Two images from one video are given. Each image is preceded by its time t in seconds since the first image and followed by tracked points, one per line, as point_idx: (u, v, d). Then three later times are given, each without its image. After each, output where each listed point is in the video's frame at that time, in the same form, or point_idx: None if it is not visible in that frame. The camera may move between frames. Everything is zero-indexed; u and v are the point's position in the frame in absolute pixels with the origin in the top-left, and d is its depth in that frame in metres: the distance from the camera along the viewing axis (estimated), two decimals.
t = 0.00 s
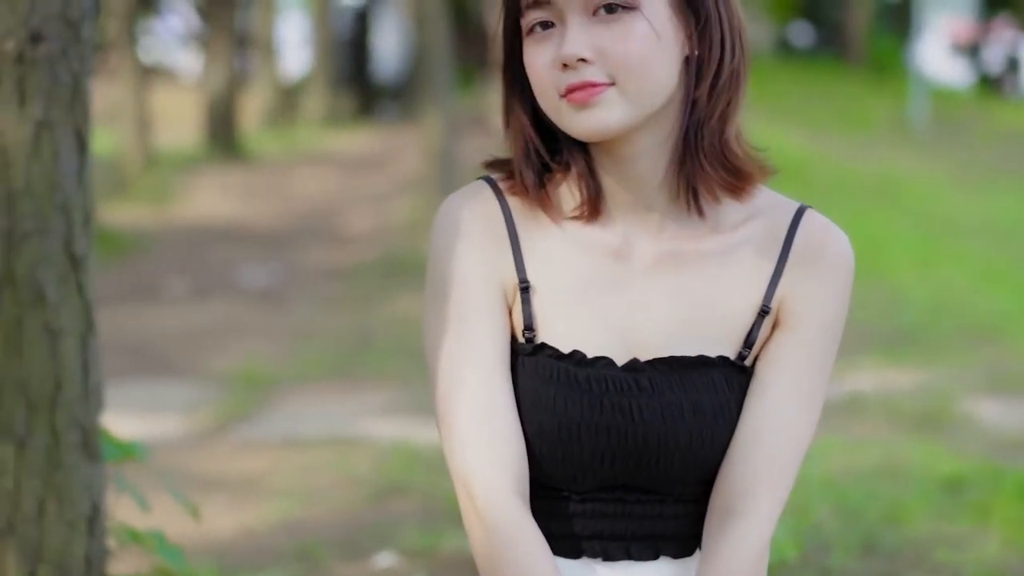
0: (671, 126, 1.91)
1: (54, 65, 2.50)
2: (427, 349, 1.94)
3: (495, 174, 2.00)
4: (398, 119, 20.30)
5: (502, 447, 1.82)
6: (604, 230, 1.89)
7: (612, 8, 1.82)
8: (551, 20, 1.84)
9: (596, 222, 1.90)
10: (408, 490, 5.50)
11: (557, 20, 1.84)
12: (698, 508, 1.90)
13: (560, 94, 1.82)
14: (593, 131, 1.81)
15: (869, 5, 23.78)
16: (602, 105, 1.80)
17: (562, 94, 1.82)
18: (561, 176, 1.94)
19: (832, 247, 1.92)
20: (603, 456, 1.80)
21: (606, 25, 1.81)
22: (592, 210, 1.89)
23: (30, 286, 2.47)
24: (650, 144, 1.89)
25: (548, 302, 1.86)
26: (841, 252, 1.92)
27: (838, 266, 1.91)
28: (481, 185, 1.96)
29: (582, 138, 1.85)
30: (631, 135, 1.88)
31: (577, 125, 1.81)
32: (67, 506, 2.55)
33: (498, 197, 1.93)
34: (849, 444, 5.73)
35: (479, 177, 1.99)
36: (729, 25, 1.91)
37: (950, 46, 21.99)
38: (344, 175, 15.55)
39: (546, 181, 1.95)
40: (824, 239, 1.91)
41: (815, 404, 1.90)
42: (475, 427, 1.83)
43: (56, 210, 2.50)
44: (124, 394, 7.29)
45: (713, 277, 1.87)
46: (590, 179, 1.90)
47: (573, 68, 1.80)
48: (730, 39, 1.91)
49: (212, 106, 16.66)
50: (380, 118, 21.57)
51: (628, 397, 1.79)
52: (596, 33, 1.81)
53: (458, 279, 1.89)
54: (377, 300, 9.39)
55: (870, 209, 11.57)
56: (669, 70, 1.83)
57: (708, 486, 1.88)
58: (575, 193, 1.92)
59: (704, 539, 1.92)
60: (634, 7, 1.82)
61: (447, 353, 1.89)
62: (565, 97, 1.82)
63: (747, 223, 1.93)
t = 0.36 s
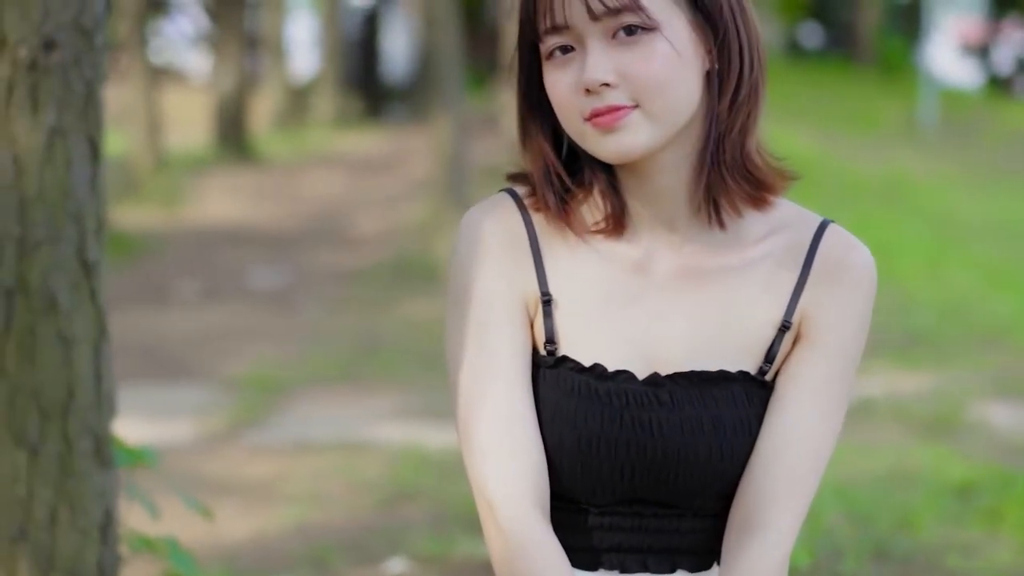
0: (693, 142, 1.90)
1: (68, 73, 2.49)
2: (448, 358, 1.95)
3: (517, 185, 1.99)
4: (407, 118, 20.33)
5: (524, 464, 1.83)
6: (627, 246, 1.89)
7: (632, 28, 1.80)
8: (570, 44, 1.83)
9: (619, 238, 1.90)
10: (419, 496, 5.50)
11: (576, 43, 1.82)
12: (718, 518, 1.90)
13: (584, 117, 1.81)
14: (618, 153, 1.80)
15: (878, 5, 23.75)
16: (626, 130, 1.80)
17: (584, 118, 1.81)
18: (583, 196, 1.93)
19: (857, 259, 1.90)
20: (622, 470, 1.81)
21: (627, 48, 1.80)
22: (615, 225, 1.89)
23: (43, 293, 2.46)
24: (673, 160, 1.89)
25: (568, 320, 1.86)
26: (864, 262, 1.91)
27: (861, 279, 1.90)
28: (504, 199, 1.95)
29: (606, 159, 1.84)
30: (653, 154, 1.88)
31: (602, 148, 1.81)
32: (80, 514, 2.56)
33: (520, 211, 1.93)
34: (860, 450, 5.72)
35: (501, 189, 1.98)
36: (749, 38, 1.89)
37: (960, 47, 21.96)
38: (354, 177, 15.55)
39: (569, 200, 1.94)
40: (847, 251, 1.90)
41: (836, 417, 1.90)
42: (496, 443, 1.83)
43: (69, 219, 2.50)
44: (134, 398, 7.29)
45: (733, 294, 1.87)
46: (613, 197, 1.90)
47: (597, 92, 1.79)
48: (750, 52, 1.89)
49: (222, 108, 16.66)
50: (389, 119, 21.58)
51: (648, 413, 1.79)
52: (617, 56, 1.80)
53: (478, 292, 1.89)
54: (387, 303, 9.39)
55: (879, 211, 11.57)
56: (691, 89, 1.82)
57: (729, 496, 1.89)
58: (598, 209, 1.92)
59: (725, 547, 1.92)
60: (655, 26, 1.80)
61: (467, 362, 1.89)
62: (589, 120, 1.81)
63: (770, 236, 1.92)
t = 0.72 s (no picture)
0: (711, 150, 1.89)
1: (74, 76, 2.49)
2: (461, 364, 1.94)
3: (533, 190, 1.98)
4: (409, 118, 20.30)
5: (541, 472, 1.82)
6: (645, 254, 1.89)
7: (654, 37, 1.79)
8: (590, 54, 1.81)
9: (637, 246, 1.89)
10: (424, 499, 5.50)
11: (596, 53, 1.81)
12: (732, 524, 1.90)
13: (606, 128, 1.80)
14: (640, 163, 1.79)
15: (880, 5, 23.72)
16: (648, 139, 1.78)
17: (606, 128, 1.80)
18: (603, 202, 1.92)
19: (875, 266, 1.90)
20: (638, 478, 1.81)
21: (649, 58, 1.78)
22: (633, 233, 1.88)
23: (50, 297, 2.46)
24: (691, 168, 1.88)
25: (586, 329, 1.85)
26: (883, 268, 1.90)
27: (879, 287, 1.89)
28: (520, 205, 1.94)
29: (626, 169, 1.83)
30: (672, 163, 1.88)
31: (624, 158, 1.80)
32: (87, 517, 2.55)
33: (537, 218, 1.92)
34: (865, 452, 5.71)
35: (517, 196, 1.97)
36: (767, 47, 1.88)
37: (962, 47, 21.94)
38: (357, 178, 15.53)
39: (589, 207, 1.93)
40: (866, 258, 1.90)
41: (852, 423, 1.90)
42: (513, 452, 1.83)
43: (77, 222, 2.49)
44: (138, 400, 7.28)
45: (750, 303, 1.86)
46: (631, 204, 1.90)
47: (619, 102, 1.78)
48: (768, 61, 1.89)
49: (225, 109, 16.63)
50: (391, 120, 21.56)
51: (665, 419, 1.79)
52: (638, 65, 1.78)
53: (493, 298, 1.89)
54: (390, 304, 9.38)
55: (883, 211, 11.57)
56: (711, 97, 1.82)
57: (743, 502, 1.89)
58: (616, 216, 1.91)
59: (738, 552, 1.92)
60: (677, 36, 1.79)
61: (481, 365, 1.89)
62: (611, 130, 1.80)
63: (787, 244, 1.91)
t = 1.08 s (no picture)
0: (731, 152, 1.89)
1: (84, 77, 2.49)
2: (477, 365, 1.94)
3: (550, 193, 1.98)
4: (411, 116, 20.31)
5: (556, 475, 1.82)
6: (662, 256, 1.89)
7: (676, 38, 1.79)
8: (609, 54, 1.81)
9: (654, 249, 1.89)
10: (431, 500, 5.50)
11: (617, 54, 1.81)
12: (748, 526, 1.90)
13: (626, 129, 1.79)
14: (660, 163, 1.79)
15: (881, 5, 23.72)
16: (668, 140, 1.78)
17: (626, 129, 1.80)
18: (621, 204, 1.92)
19: (893, 270, 1.89)
20: (654, 481, 1.81)
21: (669, 58, 1.78)
22: (649, 236, 1.88)
23: (59, 297, 2.46)
24: (710, 169, 1.88)
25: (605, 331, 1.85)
26: (901, 270, 1.90)
27: (898, 291, 1.89)
28: (537, 207, 1.94)
29: (646, 171, 1.83)
30: (693, 166, 1.87)
31: (644, 159, 1.79)
32: (96, 518, 2.55)
33: (553, 220, 1.92)
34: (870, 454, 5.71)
35: (533, 198, 1.97)
36: (788, 47, 1.88)
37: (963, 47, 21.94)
38: (360, 179, 15.52)
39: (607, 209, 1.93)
40: (885, 259, 1.89)
41: (870, 426, 1.89)
42: (530, 453, 1.83)
43: (86, 223, 2.49)
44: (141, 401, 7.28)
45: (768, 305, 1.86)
46: (648, 207, 1.90)
47: (640, 103, 1.77)
48: (788, 62, 1.88)
49: (227, 110, 16.63)
50: (393, 121, 21.57)
51: (680, 422, 1.80)
52: (659, 67, 1.78)
53: (510, 298, 1.89)
54: (394, 305, 9.37)
55: (885, 211, 11.58)
56: (732, 100, 1.82)
57: (759, 506, 1.88)
58: (634, 218, 1.91)
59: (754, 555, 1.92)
60: (698, 37, 1.79)
61: (498, 366, 1.89)
62: (631, 132, 1.79)
63: (804, 247, 1.91)
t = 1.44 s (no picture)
0: (756, 156, 1.89)
1: (99, 77, 2.52)
2: (499, 368, 1.95)
3: (574, 195, 1.98)
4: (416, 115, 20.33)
5: (581, 478, 1.82)
6: (686, 260, 1.88)
7: (704, 41, 1.79)
8: (637, 56, 1.81)
9: (679, 253, 1.89)
10: (440, 501, 5.50)
11: (645, 55, 1.81)
12: (772, 529, 1.90)
13: (652, 130, 1.80)
14: (686, 166, 1.79)
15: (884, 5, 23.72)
16: (697, 143, 1.79)
17: (651, 130, 1.80)
18: (645, 207, 1.92)
19: (917, 275, 1.89)
20: (676, 485, 1.81)
21: (697, 61, 1.78)
22: (674, 239, 1.88)
23: (73, 297, 2.50)
24: (735, 172, 1.88)
25: (630, 334, 1.85)
26: (925, 273, 1.89)
27: (922, 295, 1.88)
28: (560, 209, 1.94)
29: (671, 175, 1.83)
30: (718, 168, 1.87)
31: (670, 162, 1.80)
32: (110, 519, 2.57)
33: (577, 223, 1.92)
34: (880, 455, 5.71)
35: (556, 200, 1.97)
36: (816, 50, 1.88)
37: (966, 48, 21.94)
38: (364, 179, 15.53)
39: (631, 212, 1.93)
40: (908, 262, 1.89)
41: (893, 430, 1.89)
42: (553, 454, 1.83)
43: (100, 223, 2.52)
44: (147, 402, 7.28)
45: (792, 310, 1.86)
46: (673, 210, 1.90)
47: (667, 105, 1.78)
48: (816, 65, 1.88)
49: (232, 110, 16.63)
50: (396, 121, 21.58)
51: (705, 427, 1.79)
52: (686, 69, 1.78)
53: (534, 300, 1.89)
54: (400, 304, 9.37)
55: (890, 210, 11.59)
56: (760, 102, 1.81)
57: (782, 508, 1.88)
58: (658, 221, 1.91)
59: (777, 558, 1.91)
60: (727, 39, 1.79)
61: (522, 368, 1.89)
62: (656, 134, 1.80)
63: (827, 249, 1.91)
